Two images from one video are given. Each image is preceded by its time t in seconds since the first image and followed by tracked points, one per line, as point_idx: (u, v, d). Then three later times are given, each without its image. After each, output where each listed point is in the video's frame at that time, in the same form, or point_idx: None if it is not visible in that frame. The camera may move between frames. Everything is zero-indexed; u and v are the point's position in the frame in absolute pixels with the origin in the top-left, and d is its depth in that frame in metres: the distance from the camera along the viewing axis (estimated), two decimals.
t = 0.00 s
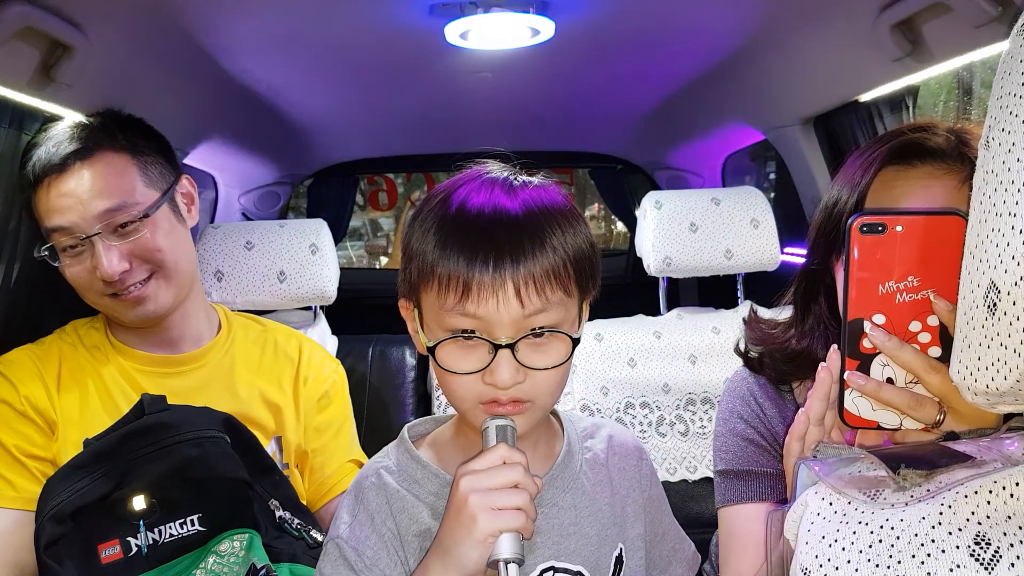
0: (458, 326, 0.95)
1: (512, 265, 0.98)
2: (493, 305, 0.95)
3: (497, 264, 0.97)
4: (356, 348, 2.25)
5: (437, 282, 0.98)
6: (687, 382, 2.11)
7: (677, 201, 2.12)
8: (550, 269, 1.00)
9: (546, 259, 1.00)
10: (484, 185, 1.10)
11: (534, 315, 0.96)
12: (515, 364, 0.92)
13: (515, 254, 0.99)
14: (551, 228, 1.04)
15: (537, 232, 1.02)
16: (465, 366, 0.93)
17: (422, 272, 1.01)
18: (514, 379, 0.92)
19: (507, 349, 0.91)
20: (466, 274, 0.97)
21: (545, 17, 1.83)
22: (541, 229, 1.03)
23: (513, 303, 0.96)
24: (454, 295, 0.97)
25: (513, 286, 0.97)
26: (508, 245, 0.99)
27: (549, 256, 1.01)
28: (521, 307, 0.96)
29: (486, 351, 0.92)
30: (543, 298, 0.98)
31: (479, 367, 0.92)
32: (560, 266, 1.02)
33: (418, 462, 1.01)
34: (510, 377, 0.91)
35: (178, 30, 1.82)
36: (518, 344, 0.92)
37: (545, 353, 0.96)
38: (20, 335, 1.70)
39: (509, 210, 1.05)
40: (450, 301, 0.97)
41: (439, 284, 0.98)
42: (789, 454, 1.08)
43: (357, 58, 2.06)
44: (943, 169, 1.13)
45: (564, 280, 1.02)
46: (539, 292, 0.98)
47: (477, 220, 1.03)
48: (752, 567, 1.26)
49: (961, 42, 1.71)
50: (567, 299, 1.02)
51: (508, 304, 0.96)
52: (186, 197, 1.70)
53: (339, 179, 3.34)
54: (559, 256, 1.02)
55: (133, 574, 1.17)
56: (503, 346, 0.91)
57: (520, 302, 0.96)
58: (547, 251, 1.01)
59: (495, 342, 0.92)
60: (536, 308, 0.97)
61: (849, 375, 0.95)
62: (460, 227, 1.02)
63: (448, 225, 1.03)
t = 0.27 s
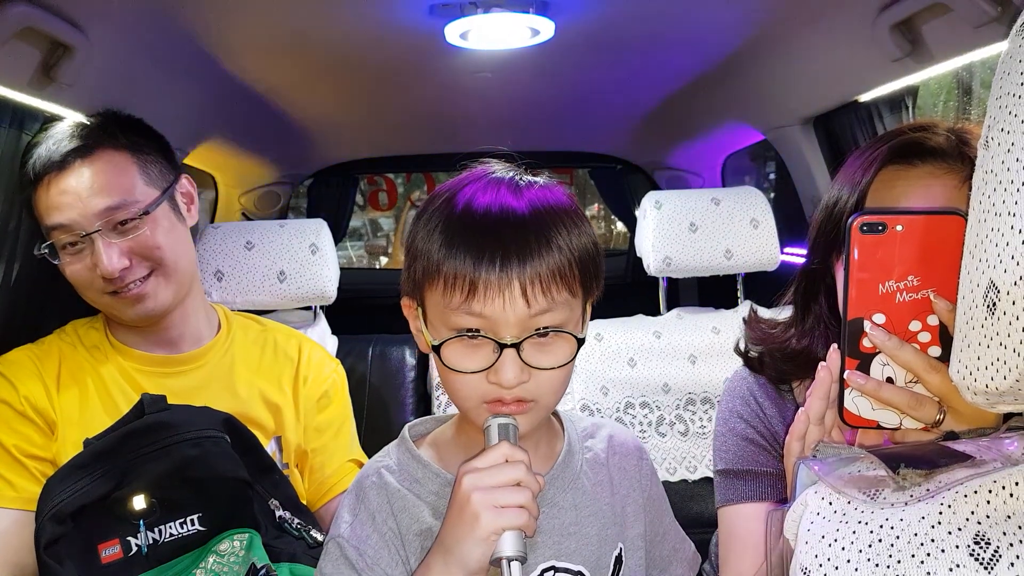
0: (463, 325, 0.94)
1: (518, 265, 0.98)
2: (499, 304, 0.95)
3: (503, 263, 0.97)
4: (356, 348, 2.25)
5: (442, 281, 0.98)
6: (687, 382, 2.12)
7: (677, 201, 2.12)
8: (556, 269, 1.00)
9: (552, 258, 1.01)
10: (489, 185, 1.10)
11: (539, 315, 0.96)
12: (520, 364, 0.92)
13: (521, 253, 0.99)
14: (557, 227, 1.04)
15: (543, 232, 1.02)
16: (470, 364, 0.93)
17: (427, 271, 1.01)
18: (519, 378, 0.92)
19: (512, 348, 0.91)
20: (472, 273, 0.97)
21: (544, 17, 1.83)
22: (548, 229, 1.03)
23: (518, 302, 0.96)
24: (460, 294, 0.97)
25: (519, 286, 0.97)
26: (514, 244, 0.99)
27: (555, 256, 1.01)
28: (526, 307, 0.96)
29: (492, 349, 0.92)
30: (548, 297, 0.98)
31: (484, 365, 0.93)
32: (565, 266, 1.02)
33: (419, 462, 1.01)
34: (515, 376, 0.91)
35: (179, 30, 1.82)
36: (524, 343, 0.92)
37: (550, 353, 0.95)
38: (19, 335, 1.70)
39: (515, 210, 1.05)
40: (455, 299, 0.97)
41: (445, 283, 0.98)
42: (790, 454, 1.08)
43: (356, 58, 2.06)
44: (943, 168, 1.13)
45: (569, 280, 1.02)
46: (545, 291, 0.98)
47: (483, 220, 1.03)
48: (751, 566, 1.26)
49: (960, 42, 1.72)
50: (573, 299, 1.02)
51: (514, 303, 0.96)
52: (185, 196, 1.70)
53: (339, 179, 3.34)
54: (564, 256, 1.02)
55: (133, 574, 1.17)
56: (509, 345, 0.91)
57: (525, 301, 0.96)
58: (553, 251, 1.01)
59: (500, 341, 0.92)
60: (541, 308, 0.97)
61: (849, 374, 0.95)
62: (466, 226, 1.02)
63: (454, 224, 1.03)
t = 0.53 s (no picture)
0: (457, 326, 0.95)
1: (512, 267, 0.98)
2: (493, 306, 0.95)
3: (497, 265, 0.97)
4: (357, 349, 2.25)
5: (436, 282, 0.99)
6: (687, 383, 2.11)
7: (677, 202, 2.12)
8: (551, 271, 1.01)
9: (546, 260, 1.01)
10: (484, 185, 1.10)
11: (534, 317, 0.97)
12: (514, 366, 0.92)
13: (515, 255, 0.99)
14: (552, 229, 1.04)
15: (537, 233, 1.02)
16: (464, 367, 0.93)
17: (421, 272, 1.01)
18: (514, 381, 0.92)
19: (506, 351, 0.92)
20: (466, 275, 0.97)
21: (545, 19, 1.84)
22: (542, 230, 1.03)
23: (512, 304, 0.96)
24: (454, 296, 0.97)
25: (513, 288, 0.97)
26: (508, 246, 0.99)
27: (549, 258, 1.01)
28: (521, 308, 0.96)
29: (486, 351, 0.92)
30: (543, 299, 0.98)
31: (477, 368, 0.93)
32: (560, 267, 1.02)
33: (416, 464, 1.01)
34: (509, 378, 0.91)
35: (180, 31, 1.83)
36: (518, 345, 0.93)
37: (545, 355, 0.95)
38: (19, 336, 1.70)
39: (510, 211, 1.05)
40: (449, 301, 0.97)
41: (439, 284, 0.98)
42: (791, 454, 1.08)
43: (357, 59, 2.06)
44: (948, 170, 1.13)
45: (564, 282, 1.02)
46: (539, 293, 0.98)
47: (477, 221, 1.03)
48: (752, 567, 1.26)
49: (960, 44, 1.72)
50: (567, 301, 1.02)
51: (508, 305, 0.96)
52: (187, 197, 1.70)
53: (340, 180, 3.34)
54: (559, 258, 1.02)
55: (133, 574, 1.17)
56: (502, 348, 0.92)
57: (519, 303, 0.96)
58: (547, 252, 1.01)
59: (494, 343, 0.92)
60: (535, 309, 0.97)
61: (849, 375, 0.95)
62: (461, 227, 1.02)
63: (448, 225, 1.03)
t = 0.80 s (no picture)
0: (449, 330, 0.95)
1: (502, 269, 0.98)
2: (484, 308, 0.95)
3: (487, 267, 0.97)
4: (357, 350, 2.25)
5: (427, 286, 0.99)
6: (688, 385, 2.11)
7: (679, 204, 2.11)
8: (541, 272, 1.00)
9: (537, 261, 1.00)
10: (474, 187, 1.10)
11: (525, 318, 0.96)
12: (508, 369, 0.92)
13: (505, 257, 0.99)
14: (542, 230, 1.04)
15: (527, 235, 1.02)
16: (457, 370, 0.94)
17: (412, 276, 1.01)
18: (507, 383, 0.92)
19: (499, 353, 0.92)
20: (456, 278, 0.97)
21: (548, 20, 1.84)
22: (532, 231, 1.03)
23: (504, 306, 0.96)
24: (445, 299, 0.97)
25: (504, 290, 0.97)
26: (498, 248, 0.99)
27: (539, 259, 1.01)
28: (512, 311, 0.96)
29: (478, 355, 0.93)
30: (534, 301, 0.98)
31: (471, 371, 0.93)
32: (551, 268, 1.02)
33: (412, 467, 1.01)
34: (502, 381, 0.91)
35: (183, 31, 1.83)
36: (511, 347, 0.93)
37: (537, 356, 0.95)
38: (20, 336, 1.70)
39: (500, 213, 1.05)
40: (441, 305, 0.97)
41: (430, 288, 0.98)
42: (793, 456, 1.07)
43: (359, 59, 2.06)
44: (958, 173, 1.13)
45: (555, 283, 1.02)
46: (530, 295, 0.98)
47: (467, 223, 1.03)
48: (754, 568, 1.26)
49: (963, 46, 1.72)
50: (559, 302, 1.02)
51: (499, 307, 0.96)
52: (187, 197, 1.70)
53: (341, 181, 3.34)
54: (550, 259, 1.02)
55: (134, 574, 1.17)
56: (494, 351, 0.92)
57: (511, 305, 0.96)
58: (538, 254, 1.01)
59: (487, 346, 0.92)
60: (527, 311, 0.97)
61: (853, 377, 0.95)
62: (450, 230, 1.02)
63: (438, 228, 1.03)
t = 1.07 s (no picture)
0: (446, 330, 0.95)
1: (497, 268, 0.98)
2: (480, 308, 0.95)
3: (482, 267, 0.97)
4: (358, 350, 2.25)
5: (422, 288, 0.99)
6: (688, 385, 2.11)
7: (679, 204, 2.11)
8: (536, 270, 1.01)
9: (531, 259, 1.01)
10: (467, 188, 1.10)
11: (521, 317, 0.96)
12: (505, 368, 0.92)
13: (499, 256, 0.99)
14: (535, 228, 1.04)
15: (521, 233, 1.02)
16: (454, 370, 0.93)
17: (407, 278, 1.01)
18: (504, 382, 0.92)
19: (496, 352, 0.92)
20: (451, 278, 0.97)
21: (548, 21, 1.84)
22: (526, 230, 1.03)
23: (499, 305, 0.96)
24: (440, 300, 0.97)
25: (499, 289, 0.97)
26: (493, 247, 0.99)
27: (534, 257, 1.01)
28: (508, 309, 0.96)
29: (475, 354, 0.93)
30: (529, 299, 0.98)
31: (467, 371, 0.93)
32: (546, 266, 1.02)
33: (411, 468, 1.01)
34: (500, 380, 0.91)
35: (184, 32, 1.83)
36: (507, 346, 0.93)
37: (535, 354, 0.95)
38: (20, 337, 1.70)
39: (493, 212, 1.05)
40: (436, 306, 0.97)
41: (425, 289, 0.98)
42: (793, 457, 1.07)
43: (359, 59, 2.06)
44: (959, 173, 1.13)
45: (550, 281, 1.02)
46: (525, 293, 0.98)
47: (460, 224, 1.03)
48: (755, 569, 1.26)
49: (964, 46, 1.72)
50: (554, 299, 1.02)
51: (495, 306, 0.96)
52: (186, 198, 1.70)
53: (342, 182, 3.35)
54: (544, 256, 1.02)
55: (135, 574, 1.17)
56: (492, 349, 0.92)
57: (506, 304, 0.96)
58: (532, 252, 1.01)
59: (483, 345, 0.92)
60: (522, 309, 0.97)
61: (853, 377, 0.94)
62: (444, 231, 1.02)
63: (431, 230, 1.03)
